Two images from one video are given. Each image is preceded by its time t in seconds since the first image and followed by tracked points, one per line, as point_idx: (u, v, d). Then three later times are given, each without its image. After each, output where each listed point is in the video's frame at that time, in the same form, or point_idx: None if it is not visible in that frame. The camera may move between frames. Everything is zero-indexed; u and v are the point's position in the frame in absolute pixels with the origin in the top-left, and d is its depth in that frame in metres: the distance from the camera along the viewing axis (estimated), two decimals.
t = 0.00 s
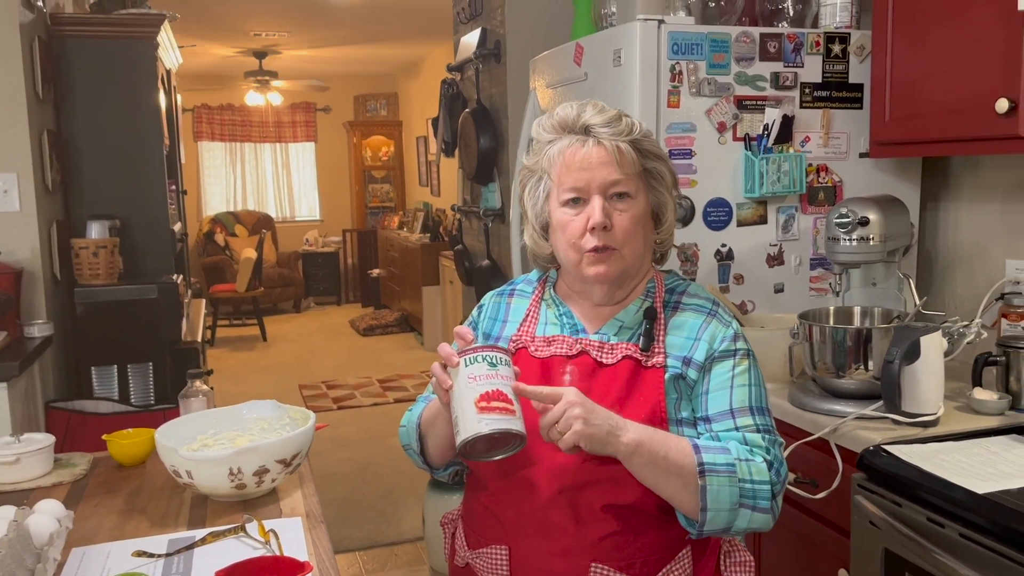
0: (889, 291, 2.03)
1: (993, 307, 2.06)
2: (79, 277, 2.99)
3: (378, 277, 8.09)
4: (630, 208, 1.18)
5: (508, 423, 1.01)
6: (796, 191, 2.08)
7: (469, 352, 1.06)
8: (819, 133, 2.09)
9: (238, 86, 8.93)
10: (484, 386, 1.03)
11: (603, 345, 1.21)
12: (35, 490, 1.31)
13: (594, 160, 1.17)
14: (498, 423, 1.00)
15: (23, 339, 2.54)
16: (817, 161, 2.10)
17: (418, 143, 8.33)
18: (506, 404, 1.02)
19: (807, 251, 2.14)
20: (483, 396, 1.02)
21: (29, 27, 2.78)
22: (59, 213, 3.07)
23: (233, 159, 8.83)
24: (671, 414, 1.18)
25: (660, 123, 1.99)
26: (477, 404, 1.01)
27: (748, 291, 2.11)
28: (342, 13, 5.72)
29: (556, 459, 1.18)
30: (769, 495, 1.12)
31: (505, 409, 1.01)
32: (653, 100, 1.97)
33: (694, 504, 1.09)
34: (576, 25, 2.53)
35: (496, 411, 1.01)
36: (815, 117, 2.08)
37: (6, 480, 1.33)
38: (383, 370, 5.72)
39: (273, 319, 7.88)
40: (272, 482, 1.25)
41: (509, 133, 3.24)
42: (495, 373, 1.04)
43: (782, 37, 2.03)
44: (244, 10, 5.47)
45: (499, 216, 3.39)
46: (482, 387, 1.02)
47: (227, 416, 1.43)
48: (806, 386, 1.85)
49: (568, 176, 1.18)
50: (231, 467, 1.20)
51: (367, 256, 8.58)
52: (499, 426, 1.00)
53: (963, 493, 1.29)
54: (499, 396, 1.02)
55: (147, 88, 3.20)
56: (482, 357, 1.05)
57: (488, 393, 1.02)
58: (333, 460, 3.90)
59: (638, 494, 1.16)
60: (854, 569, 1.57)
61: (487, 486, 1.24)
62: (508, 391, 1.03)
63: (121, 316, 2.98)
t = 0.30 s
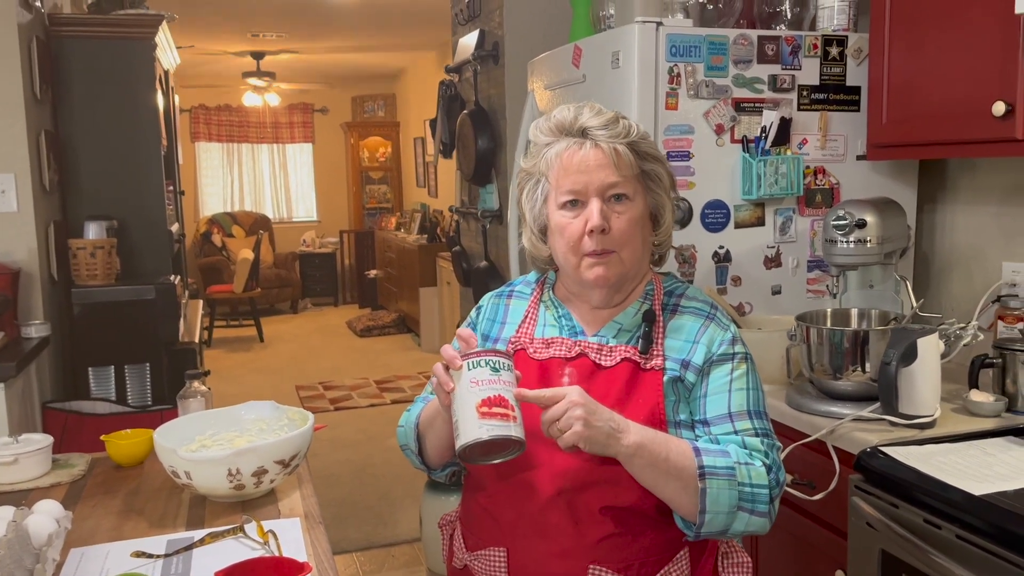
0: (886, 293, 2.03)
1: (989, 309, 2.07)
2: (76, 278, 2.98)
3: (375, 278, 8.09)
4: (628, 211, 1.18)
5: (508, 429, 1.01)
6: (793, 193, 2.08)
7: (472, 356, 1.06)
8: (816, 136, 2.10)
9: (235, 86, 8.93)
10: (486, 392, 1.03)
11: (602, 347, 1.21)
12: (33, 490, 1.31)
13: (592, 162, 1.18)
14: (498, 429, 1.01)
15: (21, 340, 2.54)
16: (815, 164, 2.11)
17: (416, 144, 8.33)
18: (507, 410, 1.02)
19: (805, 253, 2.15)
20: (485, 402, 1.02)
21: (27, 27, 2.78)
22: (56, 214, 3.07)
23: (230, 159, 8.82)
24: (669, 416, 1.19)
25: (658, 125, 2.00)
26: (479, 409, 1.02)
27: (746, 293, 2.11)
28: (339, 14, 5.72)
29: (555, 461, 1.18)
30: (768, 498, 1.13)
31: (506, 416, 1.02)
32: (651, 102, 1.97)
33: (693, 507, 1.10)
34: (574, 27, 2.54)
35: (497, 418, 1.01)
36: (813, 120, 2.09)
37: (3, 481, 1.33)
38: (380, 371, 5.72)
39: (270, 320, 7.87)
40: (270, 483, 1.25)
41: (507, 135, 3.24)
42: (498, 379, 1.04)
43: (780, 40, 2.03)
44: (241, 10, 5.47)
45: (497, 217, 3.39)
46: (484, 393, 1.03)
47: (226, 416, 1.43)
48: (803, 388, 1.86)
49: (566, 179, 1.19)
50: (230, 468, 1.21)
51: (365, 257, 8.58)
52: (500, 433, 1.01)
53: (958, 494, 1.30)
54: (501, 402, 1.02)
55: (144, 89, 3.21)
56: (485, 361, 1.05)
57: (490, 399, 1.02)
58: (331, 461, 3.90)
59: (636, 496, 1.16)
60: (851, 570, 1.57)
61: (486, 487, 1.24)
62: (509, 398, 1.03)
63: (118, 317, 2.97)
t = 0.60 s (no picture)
0: (885, 295, 2.03)
1: (987, 312, 2.07)
2: (73, 278, 2.98)
3: (373, 278, 8.08)
4: (630, 217, 1.18)
5: (508, 432, 1.01)
6: (792, 195, 2.08)
7: (473, 357, 1.06)
8: (815, 138, 2.10)
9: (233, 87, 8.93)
10: (487, 393, 1.03)
11: (601, 350, 1.21)
12: (32, 491, 1.31)
13: (593, 168, 1.17)
14: (499, 432, 1.01)
15: (18, 340, 2.53)
16: (813, 165, 2.11)
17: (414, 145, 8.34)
18: (508, 413, 1.02)
19: (803, 254, 2.15)
20: (486, 404, 1.02)
21: (25, 27, 2.78)
22: (55, 213, 3.07)
23: (228, 160, 8.81)
24: (668, 419, 1.18)
25: (657, 126, 2.00)
26: (480, 411, 1.02)
27: (744, 294, 2.12)
28: (338, 15, 5.72)
29: (554, 464, 1.18)
30: (766, 502, 1.13)
31: (507, 418, 1.02)
32: (650, 103, 1.98)
33: (692, 510, 1.10)
34: (573, 28, 2.54)
35: (497, 420, 1.02)
36: (811, 122, 2.09)
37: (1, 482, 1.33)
38: (378, 372, 5.71)
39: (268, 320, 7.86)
40: (269, 484, 1.25)
41: (506, 136, 3.24)
42: (499, 381, 1.04)
43: (779, 42, 2.04)
44: (240, 11, 5.47)
45: (495, 218, 3.39)
46: (485, 394, 1.03)
47: (225, 417, 1.43)
48: (801, 390, 1.86)
49: (568, 185, 1.19)
50: (229, 468, 1.20)
51: (362, 258, 8.57)
52: (500, 435, 1.01)
53: (956, 496, 1.30)
54: (501, 404, 1.02)
55: (143, 90, 3.20)
56: (487, 362, 1.05)
57: (491, 401, 1.02)
58: (328, 461, 3.89)
59: (635, 499, 1.16)
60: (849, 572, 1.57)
61: (484, 489, 1.24)
62: (510, 400, 1.03)
63: (115, 317, 2.97)
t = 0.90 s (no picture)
0: (883, 296, 2.04)
1: (986, 312, 2.07)
2: (71, 277, 2.97)
3: (371, 278, 8.08)
4: (631, 217, 1.18)
5: (507, 432, 1.01)
6: (791, 196, 2.08)
7: (472, 357, 1.06)
8: (815, 138, 2.10)
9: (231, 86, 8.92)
10: (486, 393, 1.03)
11: (601, 350, 1.21)
12: (30, 490, 1.31)
13: (593, 168, 1.17)
14: (497, 432, 1.01)
15: (16, 339, 2.53)
16: (813, 166, 2.11)
17: (412, 145, 8.33)
18: (506, 413, 1.02)
19: (802, 255, 2.15)
20: (484, 404, 1.02)
21: (24, 25, 2.77)
22: (53, 212, 3.06)
23: (226, 159, 8.80)
24: (668, 419, 1.18)
25: (656, 126, 2.00)
26: (478, 410, 1.02)
27: (743, 295, 2.12)
28: (337, 14, 5.72)
29: (552, 464, 1.18)
30: (765, 504, 1.13)
31: (505, 418, 1.02)
32: (650, 103, 1.97)
33: (690, 511, 1.10)
34: (573, 29, 2.54)
35: (496, 420, 1.01)
36: (811, 122, 2.09)
37: None
38: (376, 371, 5.71)
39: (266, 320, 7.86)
40: (268, 484, 1.25)
41: (506, 136, 3.24)
42: (498, 380, 1.04)
43: (779, 43, 2.04)
44: (239, 10, 5.47)
45: (494, 218, 3.39)
46: (484, 394, 1.03)
47: (224, 416, 1.43)
48: (801, 390, 1.86)
49: (568, 185, 1.18)
50: (227, 468, 1.20)
51: (361, 258, 8.56)
52: (498, 435, 1.01)
53: (956, 497, 1.30)
54: (500, 404, 1.02)
55: (142, 89, 3.20)
56: (486, 362, 1.05)
57: (490, 400, 1.02)
58: (326, 461, 3.89)
59: (634, 500, 1.16)
60: (848, 572, 1.57)
61: (483, 489, 1.24)
62: (509, 400, 1.03)
63: (113, 316, 2.96)
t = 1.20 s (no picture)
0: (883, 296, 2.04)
1: (985, 313, 2.07)
2: (70, 276, 2.97)
3: (370, 277, 8.08)
4: (630, 215, 1.18)
5: (513, 427, 1.01)
6: (791, 195, 2.08)
7: (475, 354, 1.06)
8: (814, 138, 2.10)
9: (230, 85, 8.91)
10: (491, 389, 1.03)
11: (601, 350, 1.21)
12: (29, 489, 1.31)
13: (592, 167, 1.17)
14: (503, 427, 1.00)
15: (14, 338, 2.52)
16: (812, 166, 2.11)
17: (411, 144, 8.32)
18: (511, 408, 1.02)
19: (802, 255, 2.15)
20: (489, 400, 1.02)
21: (23, 24, 2.76)
22: (51, 211, 3.05)
23: (225, 158, 8.80)
24: (667, 419, 1.18)
25: (656, 126, 2.00)
26: (483, 407, 1.02)
27: (743, 295, 2.12)
28: (336, 13, 5.71)
29: (551, 464, 1.18)
30: (764, 505, 1.13)
31: (511, 413, 1.02)
32: (649, 103, 1.97)
33: (689, 512, 1.09)
34: (572, 28, 2.54)
35: (502, 416, 1.01)
36: (811, 122, 2.09)
37: None
38: (374, 371, 5.71)
39: (264, 319, 7.85)
40: (267, 483, 1.25)
41: (505, 135, 3.23)
42: (501, 376, 1.04)
43: (779, 43, 2.04)
44: (238, 9, 5.46)
45: (493, 218, 3.39)
46: (488, 390, 1.02)
47: (223, 416, 1.42)
48: (800, 390, 1.86)
49: (568, 184, 1.18)
50: (227, 467, 1.20)
51: (359, 257, 8.55)
52: (504, 430, 1.00)
53: (955, 497, 1.30)
54: (505, 400, 1.02)
55: (141, 87, 3.19)
56: (489, 359, 1.05)
57: (495, 396, 1.02)
58: (324, 461, 3.89)
59: (633, 500, 1.16)
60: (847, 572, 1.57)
61: (482, 489, 1.24)
62: (513, 396, 1.03)
63: (112, 315, 2.96)
